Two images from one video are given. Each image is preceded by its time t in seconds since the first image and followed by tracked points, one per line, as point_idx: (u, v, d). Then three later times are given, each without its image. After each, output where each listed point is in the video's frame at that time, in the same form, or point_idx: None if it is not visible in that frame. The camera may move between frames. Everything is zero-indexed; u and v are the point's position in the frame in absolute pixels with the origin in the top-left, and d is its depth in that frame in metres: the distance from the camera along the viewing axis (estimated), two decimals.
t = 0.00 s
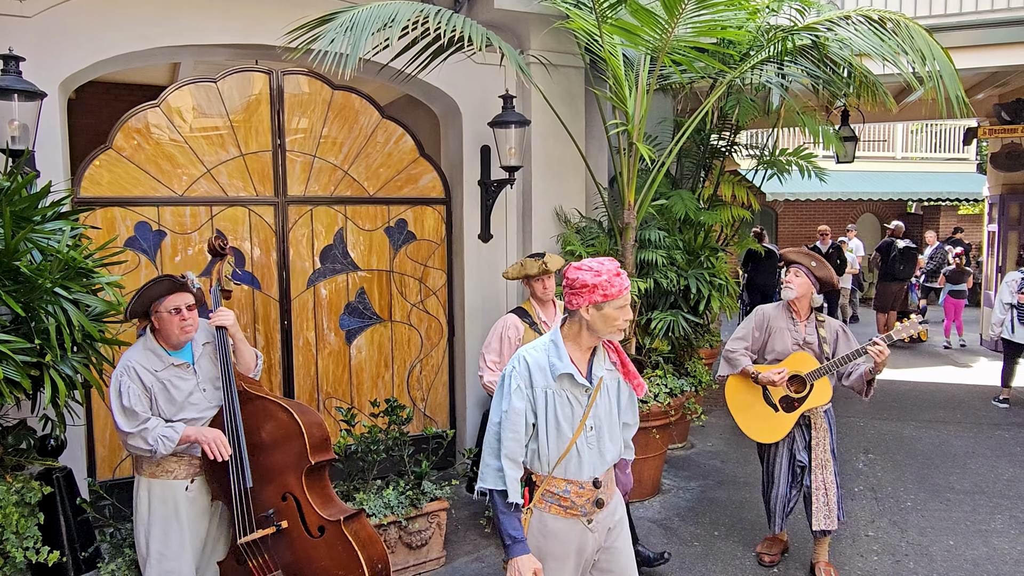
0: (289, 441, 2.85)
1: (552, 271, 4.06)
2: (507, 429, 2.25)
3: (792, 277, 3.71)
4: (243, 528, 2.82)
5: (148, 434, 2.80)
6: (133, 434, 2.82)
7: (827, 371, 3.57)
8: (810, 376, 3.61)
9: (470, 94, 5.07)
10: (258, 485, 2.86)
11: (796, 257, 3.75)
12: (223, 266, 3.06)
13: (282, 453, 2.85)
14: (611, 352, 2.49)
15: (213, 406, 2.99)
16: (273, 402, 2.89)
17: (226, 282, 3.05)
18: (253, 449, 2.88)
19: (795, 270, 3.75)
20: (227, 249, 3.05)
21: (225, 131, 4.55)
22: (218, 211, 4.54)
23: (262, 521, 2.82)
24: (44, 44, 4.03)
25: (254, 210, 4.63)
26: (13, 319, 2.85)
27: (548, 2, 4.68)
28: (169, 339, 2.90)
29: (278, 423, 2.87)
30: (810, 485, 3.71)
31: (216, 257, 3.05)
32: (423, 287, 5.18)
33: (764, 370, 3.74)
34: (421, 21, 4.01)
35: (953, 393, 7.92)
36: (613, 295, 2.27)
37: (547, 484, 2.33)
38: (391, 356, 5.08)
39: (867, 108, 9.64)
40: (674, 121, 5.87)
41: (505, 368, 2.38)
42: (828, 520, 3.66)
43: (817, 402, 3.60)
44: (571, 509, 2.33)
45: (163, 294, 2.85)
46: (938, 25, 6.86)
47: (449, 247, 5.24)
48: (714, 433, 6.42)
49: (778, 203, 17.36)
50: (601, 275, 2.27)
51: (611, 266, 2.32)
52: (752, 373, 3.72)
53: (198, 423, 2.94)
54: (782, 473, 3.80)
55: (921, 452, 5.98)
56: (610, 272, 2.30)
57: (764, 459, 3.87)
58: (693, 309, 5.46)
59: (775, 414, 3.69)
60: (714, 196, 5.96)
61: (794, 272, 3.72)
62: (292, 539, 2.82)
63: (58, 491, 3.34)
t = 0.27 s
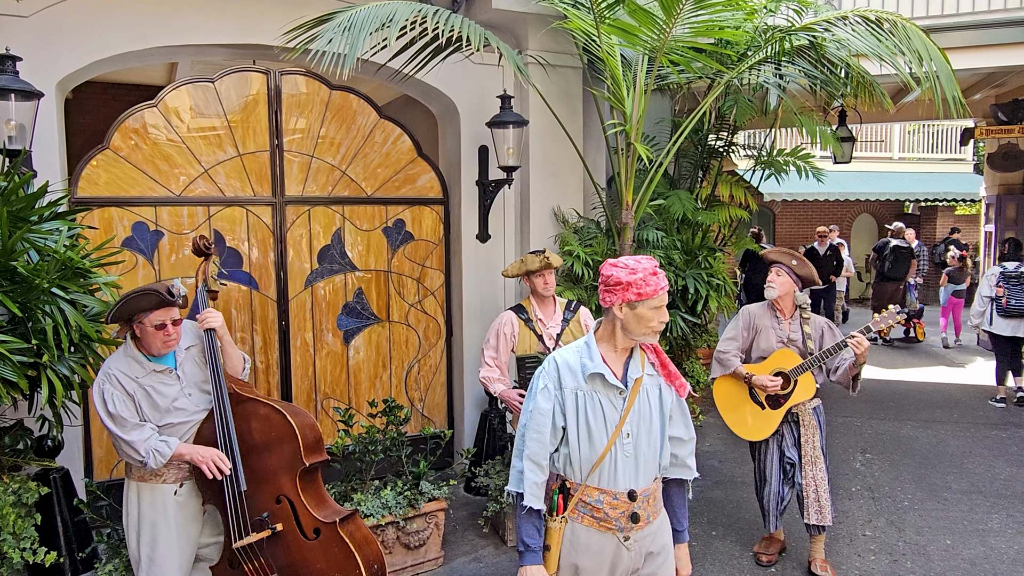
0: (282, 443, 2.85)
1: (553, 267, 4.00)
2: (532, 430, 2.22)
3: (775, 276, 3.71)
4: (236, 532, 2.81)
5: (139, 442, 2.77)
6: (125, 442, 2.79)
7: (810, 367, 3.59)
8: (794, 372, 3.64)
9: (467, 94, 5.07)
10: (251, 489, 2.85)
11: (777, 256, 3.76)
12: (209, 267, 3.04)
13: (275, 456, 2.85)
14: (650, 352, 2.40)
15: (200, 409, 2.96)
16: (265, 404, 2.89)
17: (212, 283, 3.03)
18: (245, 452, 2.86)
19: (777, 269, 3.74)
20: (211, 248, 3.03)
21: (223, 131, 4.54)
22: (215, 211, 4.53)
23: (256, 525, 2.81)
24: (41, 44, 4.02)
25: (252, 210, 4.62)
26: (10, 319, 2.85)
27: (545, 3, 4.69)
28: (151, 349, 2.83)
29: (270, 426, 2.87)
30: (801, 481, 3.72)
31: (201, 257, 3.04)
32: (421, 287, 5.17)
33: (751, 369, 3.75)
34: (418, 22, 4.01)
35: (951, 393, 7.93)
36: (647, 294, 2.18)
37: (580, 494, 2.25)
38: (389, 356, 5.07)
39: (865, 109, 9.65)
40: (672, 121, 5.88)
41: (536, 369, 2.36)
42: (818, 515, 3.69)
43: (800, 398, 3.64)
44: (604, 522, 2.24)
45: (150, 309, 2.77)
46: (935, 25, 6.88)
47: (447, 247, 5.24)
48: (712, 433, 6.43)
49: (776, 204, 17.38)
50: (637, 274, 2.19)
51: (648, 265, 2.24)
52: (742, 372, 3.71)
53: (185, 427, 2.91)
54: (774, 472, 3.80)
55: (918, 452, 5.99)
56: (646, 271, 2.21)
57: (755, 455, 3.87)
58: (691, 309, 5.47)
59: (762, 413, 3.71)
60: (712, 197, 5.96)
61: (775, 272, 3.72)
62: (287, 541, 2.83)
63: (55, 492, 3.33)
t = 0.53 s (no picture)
0: (275, 446, 2.85)
1: (556, 267, 3.89)
2: (571, 429, 2.26)
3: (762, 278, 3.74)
4: (231, 535, 2.83)
5: (130, 446, 2.76)
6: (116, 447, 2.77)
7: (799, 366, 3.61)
8: (783, 372, 3.65)
9: (465, 95, 5.08)
10: (245, 492, 2.85)
11: (762, 258, 3.76)
12: (200, 266, 3.05)
13: (269, 458, 2.85)
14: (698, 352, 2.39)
15: (193, 411, 2.95)
16: (257, 406, 2.88)
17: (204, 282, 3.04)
18: (237, 455, 2.86)
19: (764, 271, 3.75)
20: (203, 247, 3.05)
21: (220, 131, 4.54)
22: (213, 211, 4.53)
23: (250, 528, 2.83)
24: (37, 44, 4.01)
25: (249, 211, 4.62)
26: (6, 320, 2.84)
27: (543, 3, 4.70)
28: (143, 352, 2.82)
29: (263, 428, 2.86)
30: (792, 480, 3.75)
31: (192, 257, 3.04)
32: (419, 287, 5.17)
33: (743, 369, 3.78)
34: (416, 22, 4.00)
35: (947, 393, 7.95)
36: (690, 290, 2.20)
37: (621, 497, 2.27)
38: (386, 356, 5.07)
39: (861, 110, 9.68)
40: (669, 122, 5.89)
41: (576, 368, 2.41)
42: (808, 514, 3.75)
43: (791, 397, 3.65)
44: (646, 527, 2.24)
45: (137, 311, 2.76)
46: (931, 26, 6.90)
47: (445, 247, 5.25)
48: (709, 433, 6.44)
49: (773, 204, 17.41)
50: (678, 273, 2.20)
51: (691, 260, 2.26)
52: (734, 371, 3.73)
53: (178, 429, 2.91)
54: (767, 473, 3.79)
55: (914, 452, 6.00)
56: (689, 266, 2.23)
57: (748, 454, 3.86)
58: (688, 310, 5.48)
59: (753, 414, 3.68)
60: (709, 197, 5.96)
61: (763, 274, 3.74)
62: (281, 544, 2.84)
63: (52, 493, 3.32)
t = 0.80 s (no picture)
0: (271, 448, 2.85)
1: (562, 264, 3.75)
2: (604, 438, 2.20)
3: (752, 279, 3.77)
4: (226, 538, 2.83)
5: (126, 450, 2.75)
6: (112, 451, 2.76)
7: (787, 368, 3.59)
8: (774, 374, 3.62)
9: (461, 96, 5.08)
10: (241, 494, 2.85)
11: (754, 261, 3.83)
12: (198, 264, 3.04)
13: (265, 460, 2.85)
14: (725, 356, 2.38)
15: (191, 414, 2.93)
16: (254, 408, 2.87)
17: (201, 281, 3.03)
18: (234, 457, 2.86)
19: (755, 272, 3.79)
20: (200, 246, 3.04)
21: (216, 133, 4.53)
22: (209, 212, 4.52)
23: (246, 530, 2.83)
24: (33, 45, 4.00)
25: (245, 212, 4.61)
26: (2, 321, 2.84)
27: (540, 5, 4.71)
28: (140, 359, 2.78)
29: (259, 429, 2.87)
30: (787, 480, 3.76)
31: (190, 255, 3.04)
32: (415, 289, 5.17)
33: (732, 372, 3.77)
34: (413, 23, 4.00)
35: (942, 394, 7.97)
36: (720, 292, 2.15)
37: (654, 506, 2.24)
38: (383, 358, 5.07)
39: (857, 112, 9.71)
40: (665, 123, 5.90)
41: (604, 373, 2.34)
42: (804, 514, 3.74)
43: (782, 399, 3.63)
44: (677, 536, 2.23)
45: (134, 322, 2.72)
46: (926, 29, 6.93)
47: (441, 249, 5.25)
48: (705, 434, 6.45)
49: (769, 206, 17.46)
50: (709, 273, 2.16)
51: (723, 262, 2.22)
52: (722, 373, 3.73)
53: (175, 433, 2.89)
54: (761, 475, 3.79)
55: (910, 453, 6.02)
56: (720, 268, 2.19)
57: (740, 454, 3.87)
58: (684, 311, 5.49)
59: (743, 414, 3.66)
60: (706, 199, 5.95)
61: (754, 275, 3.78)
62: (277, 547, 2.83)
63: (47, 495, 3.31)
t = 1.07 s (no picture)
0: (272, 449, 2.83)
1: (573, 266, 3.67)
2: (630, 449, 2.20)
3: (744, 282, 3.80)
4: (225, 539, 2.83)
5: (131, 447, 2.77)
6: (115, 449, 2.78)
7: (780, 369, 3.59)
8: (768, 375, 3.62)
9: (458, 98, 5.09)
10: (240, 494, 2.85)
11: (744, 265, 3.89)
12: (207, 261, 3.06)
13: (264, 461, 2.84)
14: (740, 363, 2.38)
15: (194, 411, 2.97)
16: (255, 407, 2.86)
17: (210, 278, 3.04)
18: (236, 456, 2.86)
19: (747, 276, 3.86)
20: (210, 243, 3.08)
21: (212, 134, 4.53)
22: (204, 214, 4.52)
23: (244, 531, 2.82)
24: (28, 46, 3.99)
25: (241, 214, 4.61)
26: None
27: (536, 7, 4.74)
28: (143, 354, 2.83)
29: (261, 431, 2.84)
30: (782, 481, 3.77)
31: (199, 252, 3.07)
32: (411, 291, 5.17)
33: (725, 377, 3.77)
34: (409, 25, 4.00)
35: (937, 395, 8.00)
36: (718, 296, 2.13)
37: (677, 517, 2.26)
38: (379, 359, 5.06)
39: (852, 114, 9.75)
40: (661, 125, 5.91)
41: (625, 381, 2.32)
42: (799, 515, 3.76)
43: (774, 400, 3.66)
44: (698, 545, 2.26)
45: (133, 313, 2.77)
46: (920, 32, 6.96)
47: (438, 250, 5.25)
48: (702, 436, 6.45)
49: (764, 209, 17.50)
50: (711, 275, 2.16)
51: (735, 267, 2.18)
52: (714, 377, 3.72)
53: (178, 429, 2.91)
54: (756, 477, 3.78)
55: (905, 454, 6.03)
56: (725, 272, 2.16)
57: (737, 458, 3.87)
58: (680, 313, 5.50)
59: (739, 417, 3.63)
60: (702, 201, 5.98)
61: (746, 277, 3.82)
62: (276, 548, 2.83)
63: (42, 497, 3.29)
